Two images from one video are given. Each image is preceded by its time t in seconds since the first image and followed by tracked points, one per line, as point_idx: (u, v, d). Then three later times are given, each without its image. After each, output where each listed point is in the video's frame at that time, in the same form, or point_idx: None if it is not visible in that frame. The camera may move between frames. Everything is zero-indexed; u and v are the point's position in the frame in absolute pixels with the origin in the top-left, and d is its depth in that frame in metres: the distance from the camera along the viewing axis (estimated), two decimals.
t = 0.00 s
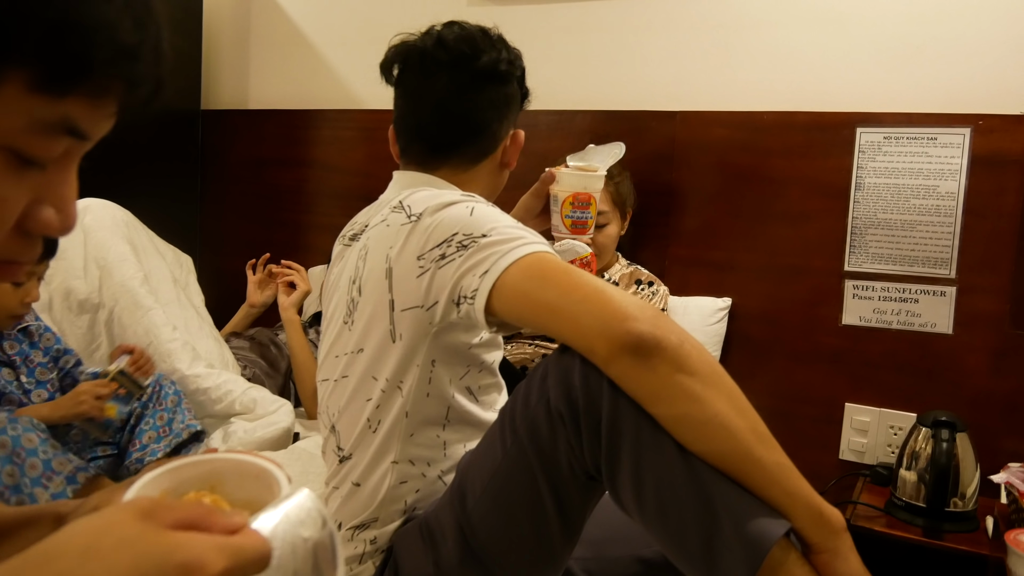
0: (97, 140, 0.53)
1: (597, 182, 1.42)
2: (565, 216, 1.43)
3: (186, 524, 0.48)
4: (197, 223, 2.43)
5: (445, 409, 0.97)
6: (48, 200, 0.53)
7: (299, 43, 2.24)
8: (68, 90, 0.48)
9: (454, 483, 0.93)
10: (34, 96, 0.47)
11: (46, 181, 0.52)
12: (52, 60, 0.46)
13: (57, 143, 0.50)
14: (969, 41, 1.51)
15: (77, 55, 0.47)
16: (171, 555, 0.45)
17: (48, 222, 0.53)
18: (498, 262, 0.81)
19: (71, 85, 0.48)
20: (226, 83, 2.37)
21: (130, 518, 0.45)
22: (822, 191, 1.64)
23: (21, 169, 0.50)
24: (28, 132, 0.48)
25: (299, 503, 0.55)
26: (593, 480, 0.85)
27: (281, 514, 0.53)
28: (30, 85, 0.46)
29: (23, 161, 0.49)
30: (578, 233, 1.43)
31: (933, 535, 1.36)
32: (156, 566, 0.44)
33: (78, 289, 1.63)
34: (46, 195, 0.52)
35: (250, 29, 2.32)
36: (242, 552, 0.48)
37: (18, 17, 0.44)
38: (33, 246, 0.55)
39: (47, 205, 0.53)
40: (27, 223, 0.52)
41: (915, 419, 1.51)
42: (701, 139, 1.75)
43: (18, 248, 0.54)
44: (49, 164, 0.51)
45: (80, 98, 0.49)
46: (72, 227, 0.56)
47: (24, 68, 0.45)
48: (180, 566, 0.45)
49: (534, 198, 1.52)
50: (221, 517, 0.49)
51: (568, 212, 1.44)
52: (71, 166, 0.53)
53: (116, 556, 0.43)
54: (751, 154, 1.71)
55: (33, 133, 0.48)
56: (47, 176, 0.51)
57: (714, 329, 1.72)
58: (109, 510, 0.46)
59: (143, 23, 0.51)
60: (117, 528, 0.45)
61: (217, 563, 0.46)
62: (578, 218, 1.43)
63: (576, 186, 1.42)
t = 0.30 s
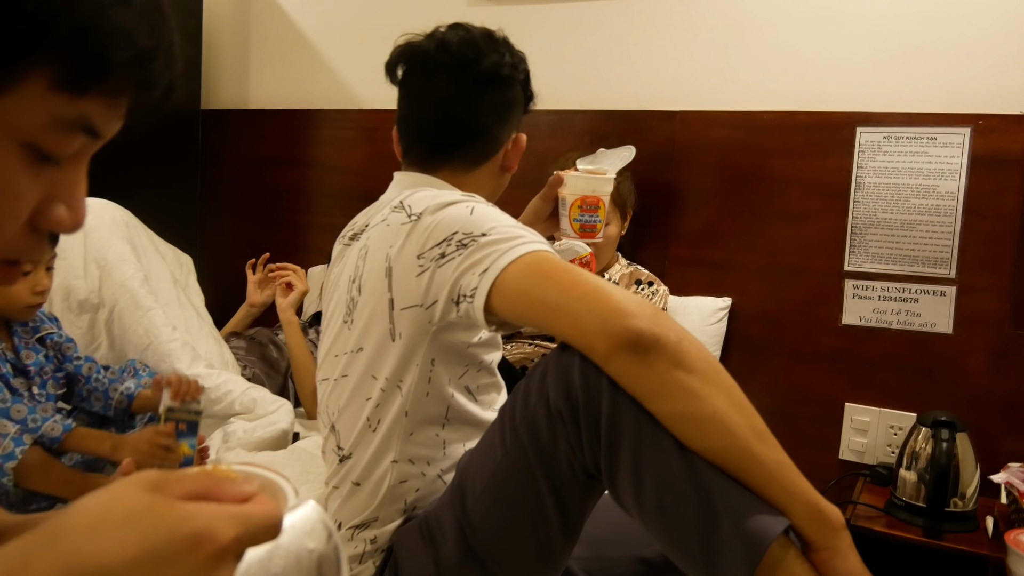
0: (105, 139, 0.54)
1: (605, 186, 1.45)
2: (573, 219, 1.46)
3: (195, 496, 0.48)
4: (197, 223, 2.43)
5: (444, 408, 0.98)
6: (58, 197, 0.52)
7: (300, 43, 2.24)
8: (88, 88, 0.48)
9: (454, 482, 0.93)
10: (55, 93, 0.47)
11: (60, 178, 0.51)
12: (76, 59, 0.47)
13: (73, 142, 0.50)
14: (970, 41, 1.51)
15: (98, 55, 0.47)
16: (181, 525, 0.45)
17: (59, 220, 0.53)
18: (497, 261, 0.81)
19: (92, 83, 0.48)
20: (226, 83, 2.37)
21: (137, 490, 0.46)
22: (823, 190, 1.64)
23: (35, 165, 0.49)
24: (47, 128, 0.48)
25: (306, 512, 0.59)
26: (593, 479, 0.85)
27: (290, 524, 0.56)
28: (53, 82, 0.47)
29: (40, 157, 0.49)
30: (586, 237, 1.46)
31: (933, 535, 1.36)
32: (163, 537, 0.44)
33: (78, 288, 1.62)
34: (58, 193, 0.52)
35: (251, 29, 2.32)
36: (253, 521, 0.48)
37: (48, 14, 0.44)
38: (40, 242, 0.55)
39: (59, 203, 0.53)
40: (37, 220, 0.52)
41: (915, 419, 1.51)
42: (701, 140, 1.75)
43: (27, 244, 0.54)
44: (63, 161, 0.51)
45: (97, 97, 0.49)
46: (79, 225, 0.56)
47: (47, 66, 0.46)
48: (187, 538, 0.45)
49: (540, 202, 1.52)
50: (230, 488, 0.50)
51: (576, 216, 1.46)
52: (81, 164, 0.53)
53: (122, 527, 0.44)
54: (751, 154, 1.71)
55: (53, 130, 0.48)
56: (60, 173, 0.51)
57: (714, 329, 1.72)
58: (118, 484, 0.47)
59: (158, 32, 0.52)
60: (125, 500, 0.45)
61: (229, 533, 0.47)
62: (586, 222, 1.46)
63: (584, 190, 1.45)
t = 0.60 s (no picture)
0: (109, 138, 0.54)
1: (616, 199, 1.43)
2: (583, 232, 1.45)
3: (197, 497, 0.47)
4: (197, 223, 2.43)
5: (444, 410, 0.98)
6: (63, 196, 0.52)
7: (300, 43, 2.24)
8: (94, 87, 0.48)
9: (453, 483, 0.93)
10: (63, 91, 0.47)
11: (65, 177, 0.52)
12: (84, 58, 0.47)
13: (78, 140, 0.50)
14: (970, 41, 1.51)
15: (105, 55, 0.48)
16: (179, 524, 0.44)
17: (63, 218, 0.53)
18: (495, 263, 0.81)
19: (99, 82, 0.48)
20: (227, 83, 2.37)
21: (140, 493, 0.45)
22: (823, 191, 1.64)
23: (40, 162, 0.49)
24: (53, 126, 0.48)
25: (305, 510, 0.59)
26: (593, 481, 0.85)
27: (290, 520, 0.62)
28: (60, 81, 0.47)
29: (45, 154, 0.49)
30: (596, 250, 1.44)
31: (933, 535, 1.36)
32: (165, 537, 0.43)
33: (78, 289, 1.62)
34: (63, 191, 0.52)
35: (251, 29, 2.32)
36: (253, 521, 0.47)
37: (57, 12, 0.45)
38: (42, 240, 0.55)
39: (64, 202, 0.53)
40: (42, 218, 0.52)
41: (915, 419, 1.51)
42: (701, 140, 1.75)
43: (30, 241, 0.54)
44: (68, 159, 0.51)
45: (103, 96, 0.49)
46: (82, 223, 0.56)
47: (56, 65, 0.46)
48: (191, 535, 0.44)
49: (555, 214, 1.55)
50: (232, 489, 0.49)
51: (587, 229, 1.45)
52: (85, 163, 0.53)
53: (123, 530, 0.43)
54: (752, 154, 1.71)
55: (59, 128, 0.48)
56: (65, 172, 0.51)
57: (714, 329, 1.72)
58: (121, 486, 0.46)
59: (162, 31, 0.52)
60: (126, 503, 0.44)
61: (227, 532, 0.45)
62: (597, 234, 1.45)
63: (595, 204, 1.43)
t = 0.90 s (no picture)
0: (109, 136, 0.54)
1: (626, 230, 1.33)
2: (602, 266, 1.17)
3: (202, 490, 0.47)
4: (197, 223, 2.43)
5: (443, 413, 0.98)
6: (63, 193, 0.52)
7: (300, 43, 2.24)
8: (95, 83, 0.48)
9: (449, 488, 0.93)
10: (64, 88, 0.47)
11: (65, 173, 0.52)
12: (85, 55, 0.47)
13: (79, 136, 0.50)
14: (970, 41, 1.51)
15: (107, 51, 0.48)
16: (185, 518, 0.44)
17: (63, 216, 0.53)
18: (490, 269, 0.80)
19: (99, 79, 0.48)
20: (227, 83, 2.36)
21: (145, 485, 0.45)
22: (823, 191, 1.64)
23: (42, 159, 0.49)
24: (54, 123, 0.48)
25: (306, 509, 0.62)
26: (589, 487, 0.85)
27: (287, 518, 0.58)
28: (61, 78, 0.47)
29: (46, 151, 0.49)
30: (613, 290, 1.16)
31: (933, 535, 1.36)
32: (171, 531, 0.43)
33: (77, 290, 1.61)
34: (63, 188, 0.52)
35: (250, 29, 2.32)
36: (259, 514, 0.47)
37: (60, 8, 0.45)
38: (43, 238, 0.55)
39: (63, 198, 0.53)
40: (42, 215, 0.52)
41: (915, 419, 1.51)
42: (701, 140, 1.75)
43: (31, 238, 0.54)
44: (68, 156, 0.51)
45: (104, 92, 0.49)
46: (81, 220, 0.56)
47: (57, 62, 0.46)
48: (197, 529, 0.44)
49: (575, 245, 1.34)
50: (236, 482, 0.49)
51: (606, 262, 1.17)
52: (84, 159, 0.53)
53: (129, 525, 0.43)
54: (752, 154, 1.71)
55: (59, 124, 0.48)
56: (65, 169, 0.51)
57: (714, 329, 1.72)
58: (121, 480, 0.46)
59: (161, 28, 0.53)
60: (131, 496, 0.44)
61: (233, 524, 0.46)
62: (615, 270, 1.17)
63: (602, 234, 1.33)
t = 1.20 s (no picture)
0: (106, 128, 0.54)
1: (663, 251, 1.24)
2: (625, 300, 1.15)
3: (203, 459, 0.48)
4: (197, 223, 2.43)
5: (444, 419, 0.97)
6: (61, 186, 0.52)
7: (300, 43, 2.24)
8: (91, 77, 0.49)
9: (439, 502, 0.93)
10: (59, 82, 0.48)
11: (62, 167, 0.51)
12: (80, 49, 0.48)
13: (76, 129, 0.50)
14: (969, 42, 1.52)
15: (102, 45, 0.49)
16: (184, 487, 0.44)
17: (62, 209, 0.53)
18: (480, 284, 0.78)
19: (95, 73, 0.49)
20: (226, 83, 2.37)
21: (145, 456, 0.46)
22: (823, 191, 1.64)
23: (39, 152, 0.49)
24: (51, 116, 0.48)
25: (310, 511, 0.66)
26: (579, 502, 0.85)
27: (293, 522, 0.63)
28: (57, 73, 0.47)
29: (43, 144, 0.49)
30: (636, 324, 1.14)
31: (933, 536, 1.36)
32: (171, 500, 0.44)
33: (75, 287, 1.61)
34: (61, 181, 0.52)
35: (250, 29, 2.32)
36: (260, 482, 0.48)
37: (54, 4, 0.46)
38: (43, 232, 0.55)
39: (61, 191, 0.53)
40: (41, 208, 0.52)
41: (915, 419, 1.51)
42: (701, 140, 1.75)
43: (30, 233, 0.54)
44: (65, 148, 0.51)
45: (100, 86, 0.50)
46: (81, 213, 0.56)
47: (53, 58, 0.47)
48: (198, 497, 0.45)
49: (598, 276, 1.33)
50: (236, 450, 0.50)
51: (629, 295, 1.15)
52: (81, 151, 0.53)
53: (130, 496, 0.44)
54: (752, 154, 1.71)
55: (56, 117, 0.48)
56: (62, 161, 0.51)
57: (714, 329, 1.72)
58: (125, 450, 0.47)
59: (153, 20, 0.53)
60: (131, 467, 0.45)
61: (236, 493, 0.46)
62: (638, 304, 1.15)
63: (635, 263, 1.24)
